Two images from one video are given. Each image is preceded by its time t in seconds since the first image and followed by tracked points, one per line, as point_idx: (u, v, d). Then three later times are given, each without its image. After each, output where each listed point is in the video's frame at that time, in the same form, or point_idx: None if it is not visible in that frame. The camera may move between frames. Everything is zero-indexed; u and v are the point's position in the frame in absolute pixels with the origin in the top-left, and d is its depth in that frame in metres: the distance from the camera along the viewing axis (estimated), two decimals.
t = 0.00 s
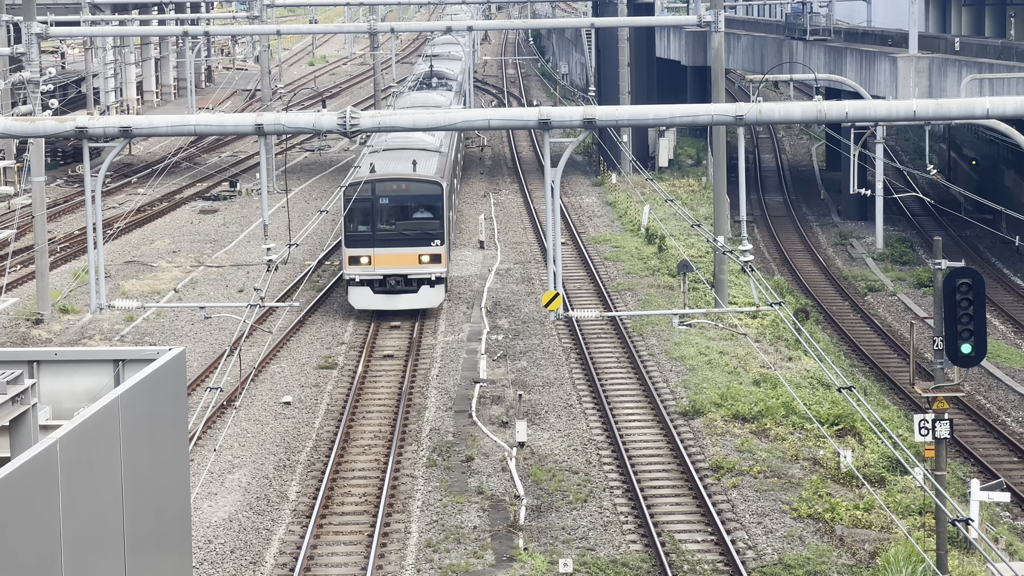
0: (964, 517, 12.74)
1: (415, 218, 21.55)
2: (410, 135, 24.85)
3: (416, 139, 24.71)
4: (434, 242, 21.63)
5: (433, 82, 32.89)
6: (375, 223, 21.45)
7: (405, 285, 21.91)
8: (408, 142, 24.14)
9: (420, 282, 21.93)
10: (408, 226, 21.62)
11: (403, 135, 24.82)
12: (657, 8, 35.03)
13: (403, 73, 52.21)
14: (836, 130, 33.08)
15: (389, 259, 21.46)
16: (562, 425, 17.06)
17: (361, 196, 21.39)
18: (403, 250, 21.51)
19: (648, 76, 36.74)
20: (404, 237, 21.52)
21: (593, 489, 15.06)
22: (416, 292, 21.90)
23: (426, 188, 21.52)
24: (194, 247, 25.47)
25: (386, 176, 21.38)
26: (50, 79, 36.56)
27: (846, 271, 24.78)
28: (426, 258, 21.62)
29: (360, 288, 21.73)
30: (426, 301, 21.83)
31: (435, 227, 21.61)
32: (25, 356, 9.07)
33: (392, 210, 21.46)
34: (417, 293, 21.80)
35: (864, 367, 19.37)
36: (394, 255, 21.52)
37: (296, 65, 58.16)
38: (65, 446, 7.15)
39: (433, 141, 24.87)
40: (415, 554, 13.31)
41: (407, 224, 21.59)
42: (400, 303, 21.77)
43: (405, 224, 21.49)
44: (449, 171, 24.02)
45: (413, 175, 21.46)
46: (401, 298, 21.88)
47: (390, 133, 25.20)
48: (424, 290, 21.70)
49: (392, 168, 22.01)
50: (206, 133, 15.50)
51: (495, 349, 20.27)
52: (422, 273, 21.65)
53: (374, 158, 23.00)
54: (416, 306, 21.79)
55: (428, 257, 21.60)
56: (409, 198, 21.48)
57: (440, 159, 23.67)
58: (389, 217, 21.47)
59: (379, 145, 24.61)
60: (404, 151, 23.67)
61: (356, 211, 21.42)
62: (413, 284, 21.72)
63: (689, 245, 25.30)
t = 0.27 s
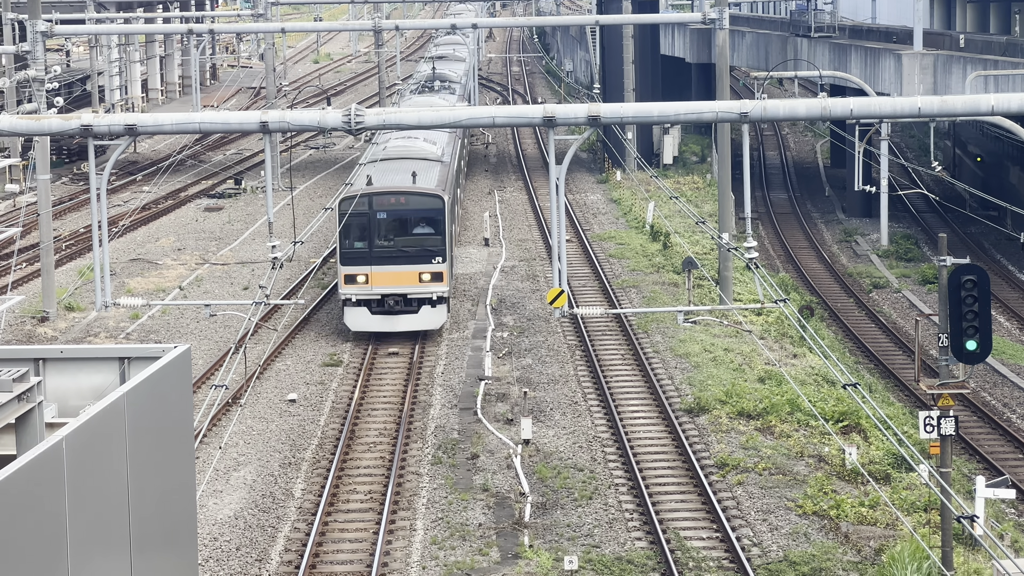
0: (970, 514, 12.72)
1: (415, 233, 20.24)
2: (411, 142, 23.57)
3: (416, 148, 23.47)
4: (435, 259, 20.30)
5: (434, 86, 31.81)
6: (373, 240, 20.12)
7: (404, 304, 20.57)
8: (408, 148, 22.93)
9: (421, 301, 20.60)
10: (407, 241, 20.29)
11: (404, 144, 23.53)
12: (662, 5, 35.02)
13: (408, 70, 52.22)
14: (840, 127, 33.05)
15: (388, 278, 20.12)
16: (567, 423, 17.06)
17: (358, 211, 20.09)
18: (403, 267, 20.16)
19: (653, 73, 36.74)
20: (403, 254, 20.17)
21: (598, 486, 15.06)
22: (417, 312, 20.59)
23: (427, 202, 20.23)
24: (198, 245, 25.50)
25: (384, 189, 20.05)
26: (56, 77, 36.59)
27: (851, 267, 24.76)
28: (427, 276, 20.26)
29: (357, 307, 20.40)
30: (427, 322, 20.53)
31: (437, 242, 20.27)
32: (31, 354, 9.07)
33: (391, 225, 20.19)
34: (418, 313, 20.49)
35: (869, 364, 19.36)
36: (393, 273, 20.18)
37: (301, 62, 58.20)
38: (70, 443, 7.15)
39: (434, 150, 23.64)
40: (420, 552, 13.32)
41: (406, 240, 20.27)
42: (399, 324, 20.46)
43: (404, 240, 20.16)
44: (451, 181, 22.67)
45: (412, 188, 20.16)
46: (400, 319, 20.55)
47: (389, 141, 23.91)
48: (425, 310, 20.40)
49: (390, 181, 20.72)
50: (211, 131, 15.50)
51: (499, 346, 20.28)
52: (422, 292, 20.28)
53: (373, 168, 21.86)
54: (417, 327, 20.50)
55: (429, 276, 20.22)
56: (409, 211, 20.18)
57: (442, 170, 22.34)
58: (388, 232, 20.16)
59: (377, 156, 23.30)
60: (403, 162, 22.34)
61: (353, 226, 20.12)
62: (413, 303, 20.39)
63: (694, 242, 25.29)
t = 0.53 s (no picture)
0: (975, 508, 12.70)
1: (414, 248, 18.98)
2: (408, 151, 22.30)
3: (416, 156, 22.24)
4: (436, 276, 19.02)
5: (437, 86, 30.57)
6: (370, 255, 18.81)
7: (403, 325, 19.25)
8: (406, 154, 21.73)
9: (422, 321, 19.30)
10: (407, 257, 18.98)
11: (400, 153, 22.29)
12: None
13: (412, 65, 52.21)
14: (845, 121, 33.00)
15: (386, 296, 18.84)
16: (572, 417, 17.06)
17: (353, 225, 18.82)
18: (402, 285, 18.87)
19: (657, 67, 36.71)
20: (402, 271, 18.86)
21: (603, 481, 15.06)
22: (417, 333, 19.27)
23: (427, 215, 18.99)
24: (203, 239, 25.51)
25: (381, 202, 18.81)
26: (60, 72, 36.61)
27: (856, 262, 24.73)
28: (428, 295, 18.99)
29: (353, 328, 19.07)
30: (428, 344, 19.20)
31: (438, 258, 19.00)
32: (36, 349, 9.10)
33: (389, 240, 18.89)
34: (418, 334, 19.20)
35: (874, 358, 19.34)
36: (391, 291, 18.88)
37: (306, 57, 58.21)
38: (74, 438, 7.15)
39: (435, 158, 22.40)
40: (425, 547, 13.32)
41: (406, 255, 18.98)
42: (398, 346, 19.14)
43: (403, 256, 18.88)
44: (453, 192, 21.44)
45: (411, 201, 18.95)
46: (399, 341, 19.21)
47: (385, 150, 22.62)
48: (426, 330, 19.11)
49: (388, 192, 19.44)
50: (215, 126, 15.47)
51: (504, 341, 20.28)
52: (423, 311, 18.98)
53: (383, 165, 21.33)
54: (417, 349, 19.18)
55: (429, 294, 18.94)
56: (408, 226, 18.93)
57: (442, 180, 21.09)
58: (386, 247, 18.88)
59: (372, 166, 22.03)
60: (400, 172, 21.10)
61: (348, 241, 18.84)
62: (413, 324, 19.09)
63: (698, 236, 25.27)
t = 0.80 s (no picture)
0: (976, 500, 12.71)
1: (410, 263, 17.61)
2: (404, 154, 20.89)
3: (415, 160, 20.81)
4: (434, 293, 17.65)
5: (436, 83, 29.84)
6: (362, 270, 17.48)
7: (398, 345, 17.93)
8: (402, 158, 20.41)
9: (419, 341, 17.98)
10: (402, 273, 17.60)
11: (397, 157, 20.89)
12: None
13: (414, 56, 52.16)
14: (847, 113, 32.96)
15: (380, 314, 17.52)
16: (573, 408, 17.08)
17: (344, 238, 17.51)
18: (397, 302, 17.54)
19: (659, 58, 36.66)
20: (397, 287, 17.51)
21: (604, 472, 15.07)
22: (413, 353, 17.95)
23: (423, 228, 17.57)
24: (205, 230, 25.52)
25: (374, 212, 17.47)
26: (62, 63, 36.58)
27: (857, 253, 24.73)
28: (425, 313, 17.62)
29: (345, 348, 17.76)
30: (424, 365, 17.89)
31: (435, 273, 17.62)
32: (38, 339, 9.12)
33: (382, 254, 17.54)
34: (414, 355, 17.89)
35: (875, 350, 19.35)
36: (385, 309, 17.55)
37: (308, 48, 58.16)
38: (75, 430, 7.15)
39: (435, 161, 21.01)
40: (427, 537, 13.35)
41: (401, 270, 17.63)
42: (392, 368, 17.82)
43: (398, 271, 17.53)
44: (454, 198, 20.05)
45: (406, 212, 17.55)
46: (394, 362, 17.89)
47: (381, 153, 21.21)
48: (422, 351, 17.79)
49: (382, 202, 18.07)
50: (217, 117, 15.44)
51: (506, 332, 20.28)
52: (419, 331, 17.66)
53: (386, 154, 21.07)
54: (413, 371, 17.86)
55: (426, 312, 17.60)
56: (403, 239, 17.55)
57: (442, 186, 19.69)
58: (378, 262, 17.52)
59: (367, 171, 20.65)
60: (397, 177, 19.70)
61: (338, 256, 17.52)
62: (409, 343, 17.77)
63: (700, 227, 25.27)
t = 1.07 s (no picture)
0: (975, 486, 12.72)
1: (402, 278, 16.19)
2: (397, 162, 19.51)
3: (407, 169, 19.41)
4: (428, 310, 16.22)
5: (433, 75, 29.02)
6: (350, 285, 16.06)
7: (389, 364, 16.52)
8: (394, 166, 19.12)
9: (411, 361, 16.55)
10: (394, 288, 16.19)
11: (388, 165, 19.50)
12: None
13: (414, 42, 52.06)
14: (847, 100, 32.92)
15: (368, 334, 16.12)
16: (573, 395, 17.09)
17: (331, 249, 16.09)
18: (388, 319, 16.11)
19: (659, 45, 36.61)
20: (388, 304, 16.08)
21: (604, 459, 15.09)
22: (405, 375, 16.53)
23: (416, 239, 16.17)
24: (205, 217, 25.50)
25: (364, 222, 16.09)
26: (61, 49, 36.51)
27: (857, 240, 24.72)
28: (418, 331, 16.19)
29: (332, 369, 16.32)
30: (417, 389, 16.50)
31: (430, 287, 16.19)
32: (36, 325, 9.09)
33: (372, 267, 16.14)
34: (405, 377, 16.45)
35: (875, 337, 19.36)
36: (374, 327, 16.11)
37: (308, 35, 58.08)
38: (74, 416, 7.16)
39: (429, 170, 19.62)
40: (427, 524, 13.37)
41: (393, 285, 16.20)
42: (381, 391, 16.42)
43: (390, 286, 16.11)
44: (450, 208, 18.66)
45: (398, 222, 16.17)
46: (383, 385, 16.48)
47: (371, 161, 19.79)
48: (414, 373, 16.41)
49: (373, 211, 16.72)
50: (216, 103, 15.39)
51: (506, 318, 20.29)
52: (411, 351, 16.24)
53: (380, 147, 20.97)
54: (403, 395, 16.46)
55: (419, 331, 16.17)
56: (395, 251, 16.14)
57: (436, 194, 18.37)
58: (368, 276, 16.10)
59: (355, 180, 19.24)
60: (389, 186, 18.38)
61: (324, 270, 16.09)
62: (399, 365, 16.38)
63: (700, 214, 25.25)
